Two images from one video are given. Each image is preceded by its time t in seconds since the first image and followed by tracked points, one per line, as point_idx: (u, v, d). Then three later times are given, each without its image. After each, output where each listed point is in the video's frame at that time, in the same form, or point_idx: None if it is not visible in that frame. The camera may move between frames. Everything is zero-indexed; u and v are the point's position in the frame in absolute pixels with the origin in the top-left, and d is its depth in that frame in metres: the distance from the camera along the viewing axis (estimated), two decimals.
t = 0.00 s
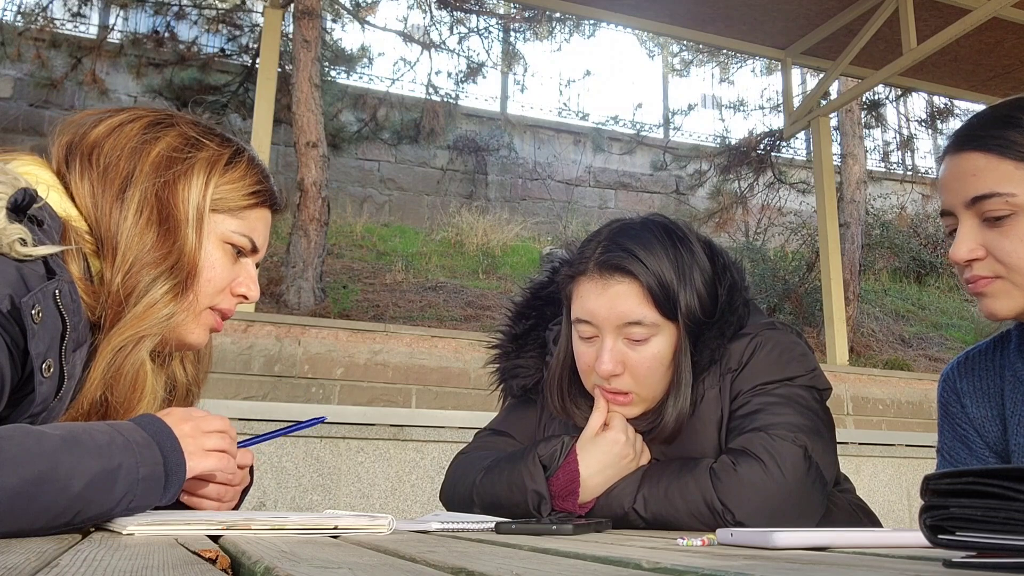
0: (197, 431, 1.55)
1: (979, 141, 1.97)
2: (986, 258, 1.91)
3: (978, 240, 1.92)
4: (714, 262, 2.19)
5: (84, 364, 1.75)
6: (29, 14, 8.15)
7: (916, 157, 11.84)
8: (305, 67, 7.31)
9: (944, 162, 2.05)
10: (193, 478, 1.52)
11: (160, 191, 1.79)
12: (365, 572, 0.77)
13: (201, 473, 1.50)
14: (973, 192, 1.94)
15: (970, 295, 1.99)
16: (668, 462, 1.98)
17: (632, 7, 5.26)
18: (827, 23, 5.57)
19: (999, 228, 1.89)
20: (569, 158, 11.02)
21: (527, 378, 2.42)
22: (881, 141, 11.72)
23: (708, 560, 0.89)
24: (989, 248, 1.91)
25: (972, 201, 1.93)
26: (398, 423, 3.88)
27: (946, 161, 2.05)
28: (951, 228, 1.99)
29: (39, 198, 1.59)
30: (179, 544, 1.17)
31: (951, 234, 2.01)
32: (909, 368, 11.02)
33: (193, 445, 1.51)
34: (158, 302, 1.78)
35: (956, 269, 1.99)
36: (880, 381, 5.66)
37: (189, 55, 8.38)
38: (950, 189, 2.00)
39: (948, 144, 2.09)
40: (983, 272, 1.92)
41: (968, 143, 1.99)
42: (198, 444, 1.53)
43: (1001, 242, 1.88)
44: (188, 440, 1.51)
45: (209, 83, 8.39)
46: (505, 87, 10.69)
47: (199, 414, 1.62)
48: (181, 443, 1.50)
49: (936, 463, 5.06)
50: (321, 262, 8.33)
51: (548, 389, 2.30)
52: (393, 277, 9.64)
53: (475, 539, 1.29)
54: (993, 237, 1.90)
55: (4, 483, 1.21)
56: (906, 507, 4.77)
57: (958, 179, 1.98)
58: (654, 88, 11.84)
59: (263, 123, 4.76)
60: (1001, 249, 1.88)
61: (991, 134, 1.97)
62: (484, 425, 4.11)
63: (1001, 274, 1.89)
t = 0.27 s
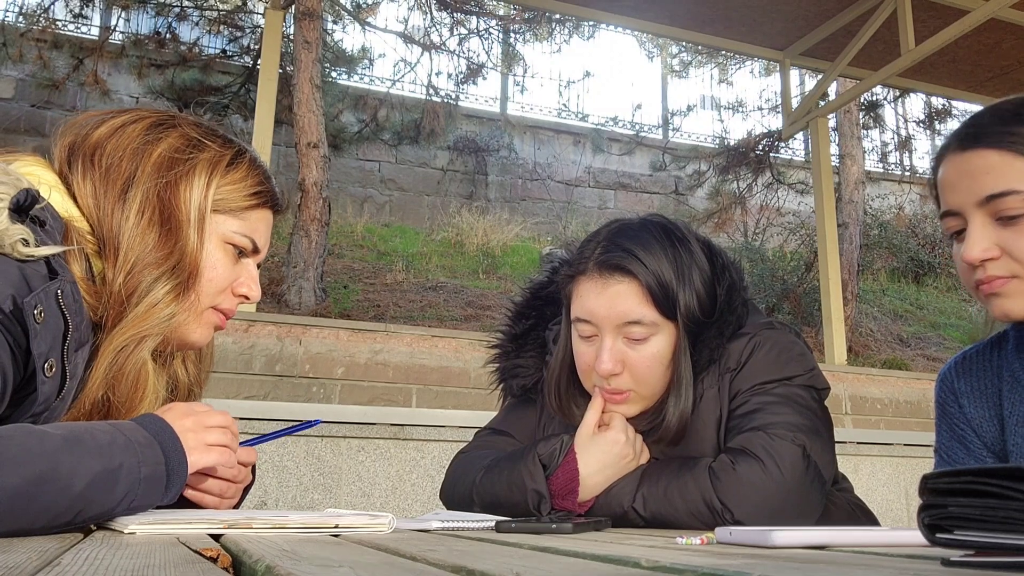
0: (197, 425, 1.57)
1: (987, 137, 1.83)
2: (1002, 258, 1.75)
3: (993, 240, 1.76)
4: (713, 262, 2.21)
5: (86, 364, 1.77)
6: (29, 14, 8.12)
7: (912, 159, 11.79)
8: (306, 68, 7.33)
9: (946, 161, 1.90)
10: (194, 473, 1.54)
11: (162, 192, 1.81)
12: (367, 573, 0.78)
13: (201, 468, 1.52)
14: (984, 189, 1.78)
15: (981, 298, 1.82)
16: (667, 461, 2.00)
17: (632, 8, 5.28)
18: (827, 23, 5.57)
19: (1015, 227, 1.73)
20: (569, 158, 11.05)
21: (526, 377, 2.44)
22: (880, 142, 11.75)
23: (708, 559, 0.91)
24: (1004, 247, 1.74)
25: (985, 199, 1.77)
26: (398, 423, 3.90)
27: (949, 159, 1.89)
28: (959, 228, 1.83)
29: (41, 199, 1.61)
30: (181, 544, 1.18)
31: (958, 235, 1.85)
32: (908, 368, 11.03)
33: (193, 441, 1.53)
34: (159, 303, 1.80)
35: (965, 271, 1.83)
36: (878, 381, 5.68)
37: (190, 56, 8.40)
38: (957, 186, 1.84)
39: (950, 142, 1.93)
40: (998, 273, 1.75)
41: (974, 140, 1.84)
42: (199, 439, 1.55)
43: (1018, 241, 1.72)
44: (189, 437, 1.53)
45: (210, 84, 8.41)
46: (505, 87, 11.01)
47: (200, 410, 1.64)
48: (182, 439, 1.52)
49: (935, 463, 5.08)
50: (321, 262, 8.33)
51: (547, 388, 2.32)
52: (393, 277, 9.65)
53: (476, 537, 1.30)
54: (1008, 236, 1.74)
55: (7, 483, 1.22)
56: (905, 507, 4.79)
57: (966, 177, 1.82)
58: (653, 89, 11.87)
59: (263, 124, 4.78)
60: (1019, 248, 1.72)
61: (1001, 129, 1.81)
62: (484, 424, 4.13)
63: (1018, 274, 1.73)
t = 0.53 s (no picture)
0: (195, 424, 1.56)
1: (991, 136, 1.82)
2: (1009, 257, 1.74)
3: (999, 239, 1.75)
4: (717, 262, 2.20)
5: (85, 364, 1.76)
6: (29, 14, 8.11)
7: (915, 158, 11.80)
8: (305, 68, 7.33)
9: (949, 161, 1.89)
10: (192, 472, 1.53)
11: (162, 191, 1.80)
12: (365, 573, 0.78)
13: (200, 467, 1.51)
14: (989, 188, 1.77)
15: (988, 297, 1.81)
16: (667, 462, 1.99)
17: (632, 8, 5.27)
18: (828, 23, 5.56)
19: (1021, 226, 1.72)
20: (569, 158, 11.06)
21: (527, 377, 2.44)
22: (880, 141, 11.75)
23: (709, 560, 0.90)
24: (1011, 247, 1.74)
25: (990, 199, 1.76)
26: (398, 423, 3.89)
27: (952, 158, 1.89)
28: (963, 228, 1.82)
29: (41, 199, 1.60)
30: (180, 544, 1.18)
31: (963, 235, 1.84)
32: (908, 368, 11.02)
33: (192, 440, 1.53)
34: (159, 303, 1.79)
35: (971, 270, 1.82)
36: (879, 381, 5.67)
37: (189, 56, 8.40)
38: (961, 186, 1.83)
39: (952, 140, 1.93)
40: (1006, 272, 1.75)
41: (978, 139, 1.84)
42: (197, 437, 1.54)
43: None
44: (188, 436, 1.53)
45: (209, 84, 8.41)
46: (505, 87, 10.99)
47: (199, 409, 1.63)
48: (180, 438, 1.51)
49: (935, 463, 5.08)
50: (321, 262, 8.32)
51: (549, 388, 2.31)
52: (393, 276, 9.64)
53: (476, 538, 1.29)
54: (1015, 235, 1.73)
55: (6, 483, 1.22)
56: (905, 507, 4.79)
57: (970, 177, 1.81)
58: (653, 88, 11.87)
59: (263, 123, 4.77)
60: None
61: (1005, 128, 1.81)
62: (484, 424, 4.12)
63: None
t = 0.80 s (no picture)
0: (192, 424, 1.56)
1: (994, 134, 1.81)
2: (1012, 256, 1.73)
3: (1001, 237, 1.73)
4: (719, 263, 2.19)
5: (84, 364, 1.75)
6: (28, 14, 8.08)
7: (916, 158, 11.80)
8: (304, 67, 7.31)
9: (952, 159, 1.88)
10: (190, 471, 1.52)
11: (161, 189, 1.79)
12: (364, 573, 0.77)
13: (198, 466, 1.50)
14: (992, 187, 1.76)
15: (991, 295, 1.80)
16: (668, 462, 1.98)
17: (632, 7, 5.26)
18: (829, 22, 5.55)
19: None
20: (569, 158, 11.05)
21: (526, 378, 2.43)
22: (881, 141, 11.74)
23: (708, 560, 0.89)
24: (1014, 246, 1.72)
25: (993, 197, 1.75)
26: (398, 423, 3.88)
27: (955, 156, 1.88)
28: (965, 226, 1.81)
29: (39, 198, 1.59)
30: (179, 544, 1.17)
31: (965, 234, 1.83)
32: (909, 368, 10.99)
33: (189, 439, 1.52)
34: (159, 301, 1.77)
35: (974, 268, 1.81)
36: (880, 381, 5.66)
37: (188, 55, 8.39)
38: (963, 184, 1.82)
39: (955, 139, 1.92)
40: (1009, 271, 1.73)
41: (981, 137, 1.82)
42: (194, 436, 1.53)
43: None
44: (185, 435, 1.52)
45: (209, 83, 8.39)
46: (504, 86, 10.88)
47: (196, 408, 1.62)
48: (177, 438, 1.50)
49: (936, 464, 5.06)
50: (320, 262, 8.31)
51: (549, 388, 2.30)
52: (393, 277, 9.63)
53: (475, 539, 1.28)
54: (1018, 234, 1.72)
55: (5, 483, 1.21)
56: (906, 507, 4.77)
57: (973, 174, 1.80)
58: (653, 88, 11.86)
59: (263, 122, 4.76)
60: None
61: (1008, 127, 1.80)
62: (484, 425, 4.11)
63: None
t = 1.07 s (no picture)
0: (192, 425, 1.56)
1: (994, 133, 1.81)
2: (1010, 254, 1.73)
3: (1001, 236, 1.73)
4: (714, 263, 2.18)
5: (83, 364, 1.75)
6: (27, 14, 8.07)
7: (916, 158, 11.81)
8: (304, 68, 7.31)
9: (951, 158, 1.87)
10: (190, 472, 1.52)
11: (162, 190, 1.79)
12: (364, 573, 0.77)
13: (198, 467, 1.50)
14: (992, 185, 1.76)
15: (989, 293, 1.80)
16: (667, 462, 1.98)
17: (633, 8, 5.26)
18: (829, 22, 5.55)
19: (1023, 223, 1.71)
20: (569, 158, 11.06)
21: (526, 377, 2.43)
22: (881, 141, 11.76)
23: (708, 559, 0.89)
24: (1013, 245, 1.72)
25: (992, 196, 1.75)
26: (398, 423, 3.88)
27: (954, 155, 1.87)
28: (964, 224, 1.81)
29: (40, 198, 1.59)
30: (179, 544, 1.17)
31: (964, 233, 1.83)
32: (909, 368, 10.98)
33: (189, 440, 1.52)
34: (158, 301, 1.77)
35: (972, 267, 1.81)
36: (880, 381, 5.66)
37: (188, 55, 8.39)
38: (962, 182, 1.82)
39: (954, 138, 1.92)
40: (1007, 269, 1.73)
41: (981, 136, 1.82)
42: (194, 437, 1.53)
43: None
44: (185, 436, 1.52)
45: (208, 83, 8.39)
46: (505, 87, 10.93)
47: (194, 408, 1.62)
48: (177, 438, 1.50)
49: (936, 464, 5.06)
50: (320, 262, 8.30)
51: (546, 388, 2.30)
52: (392, 277, 9.62)
53: (475, 539, 1.28)
54: (1017, 232, 1.72)
55: (4, 484, 1.21)
56: (906, 508, 4.77)
57: (972, 173, 1.80)
58: (653, 88, 11.87)
59: (263, 122, 4.76)
60: None
61: (1007, 126, 1.80)
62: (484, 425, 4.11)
63: None
